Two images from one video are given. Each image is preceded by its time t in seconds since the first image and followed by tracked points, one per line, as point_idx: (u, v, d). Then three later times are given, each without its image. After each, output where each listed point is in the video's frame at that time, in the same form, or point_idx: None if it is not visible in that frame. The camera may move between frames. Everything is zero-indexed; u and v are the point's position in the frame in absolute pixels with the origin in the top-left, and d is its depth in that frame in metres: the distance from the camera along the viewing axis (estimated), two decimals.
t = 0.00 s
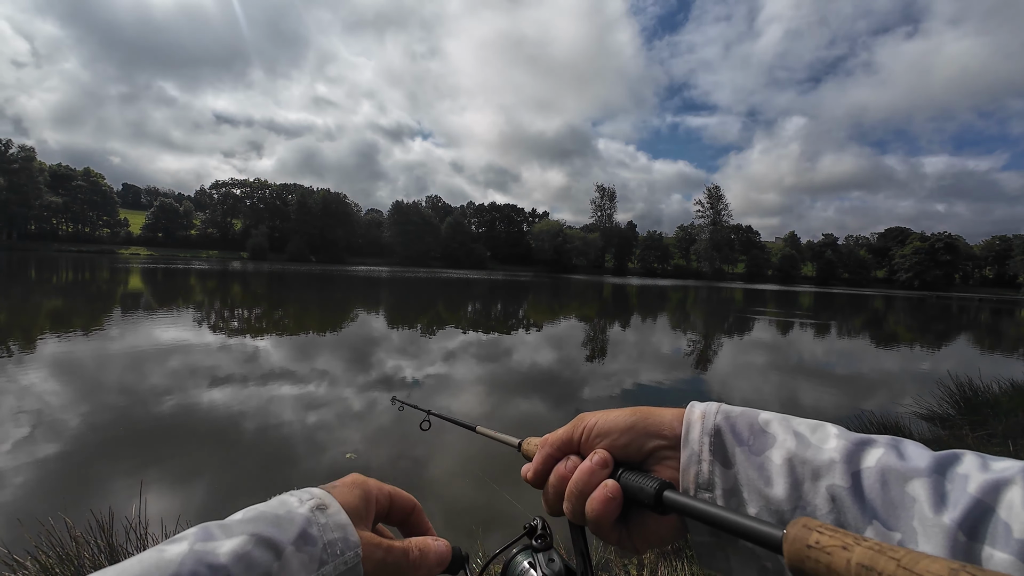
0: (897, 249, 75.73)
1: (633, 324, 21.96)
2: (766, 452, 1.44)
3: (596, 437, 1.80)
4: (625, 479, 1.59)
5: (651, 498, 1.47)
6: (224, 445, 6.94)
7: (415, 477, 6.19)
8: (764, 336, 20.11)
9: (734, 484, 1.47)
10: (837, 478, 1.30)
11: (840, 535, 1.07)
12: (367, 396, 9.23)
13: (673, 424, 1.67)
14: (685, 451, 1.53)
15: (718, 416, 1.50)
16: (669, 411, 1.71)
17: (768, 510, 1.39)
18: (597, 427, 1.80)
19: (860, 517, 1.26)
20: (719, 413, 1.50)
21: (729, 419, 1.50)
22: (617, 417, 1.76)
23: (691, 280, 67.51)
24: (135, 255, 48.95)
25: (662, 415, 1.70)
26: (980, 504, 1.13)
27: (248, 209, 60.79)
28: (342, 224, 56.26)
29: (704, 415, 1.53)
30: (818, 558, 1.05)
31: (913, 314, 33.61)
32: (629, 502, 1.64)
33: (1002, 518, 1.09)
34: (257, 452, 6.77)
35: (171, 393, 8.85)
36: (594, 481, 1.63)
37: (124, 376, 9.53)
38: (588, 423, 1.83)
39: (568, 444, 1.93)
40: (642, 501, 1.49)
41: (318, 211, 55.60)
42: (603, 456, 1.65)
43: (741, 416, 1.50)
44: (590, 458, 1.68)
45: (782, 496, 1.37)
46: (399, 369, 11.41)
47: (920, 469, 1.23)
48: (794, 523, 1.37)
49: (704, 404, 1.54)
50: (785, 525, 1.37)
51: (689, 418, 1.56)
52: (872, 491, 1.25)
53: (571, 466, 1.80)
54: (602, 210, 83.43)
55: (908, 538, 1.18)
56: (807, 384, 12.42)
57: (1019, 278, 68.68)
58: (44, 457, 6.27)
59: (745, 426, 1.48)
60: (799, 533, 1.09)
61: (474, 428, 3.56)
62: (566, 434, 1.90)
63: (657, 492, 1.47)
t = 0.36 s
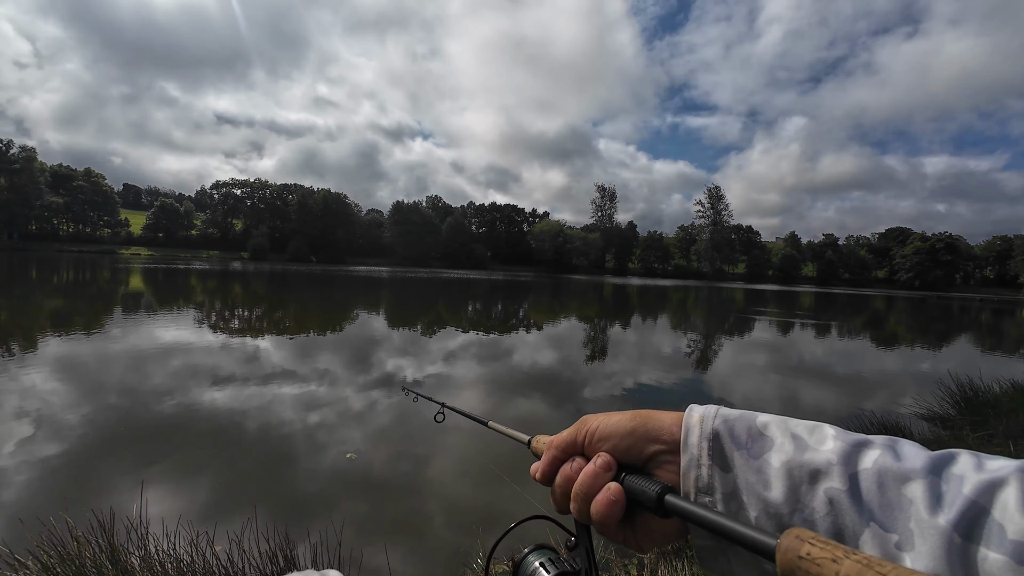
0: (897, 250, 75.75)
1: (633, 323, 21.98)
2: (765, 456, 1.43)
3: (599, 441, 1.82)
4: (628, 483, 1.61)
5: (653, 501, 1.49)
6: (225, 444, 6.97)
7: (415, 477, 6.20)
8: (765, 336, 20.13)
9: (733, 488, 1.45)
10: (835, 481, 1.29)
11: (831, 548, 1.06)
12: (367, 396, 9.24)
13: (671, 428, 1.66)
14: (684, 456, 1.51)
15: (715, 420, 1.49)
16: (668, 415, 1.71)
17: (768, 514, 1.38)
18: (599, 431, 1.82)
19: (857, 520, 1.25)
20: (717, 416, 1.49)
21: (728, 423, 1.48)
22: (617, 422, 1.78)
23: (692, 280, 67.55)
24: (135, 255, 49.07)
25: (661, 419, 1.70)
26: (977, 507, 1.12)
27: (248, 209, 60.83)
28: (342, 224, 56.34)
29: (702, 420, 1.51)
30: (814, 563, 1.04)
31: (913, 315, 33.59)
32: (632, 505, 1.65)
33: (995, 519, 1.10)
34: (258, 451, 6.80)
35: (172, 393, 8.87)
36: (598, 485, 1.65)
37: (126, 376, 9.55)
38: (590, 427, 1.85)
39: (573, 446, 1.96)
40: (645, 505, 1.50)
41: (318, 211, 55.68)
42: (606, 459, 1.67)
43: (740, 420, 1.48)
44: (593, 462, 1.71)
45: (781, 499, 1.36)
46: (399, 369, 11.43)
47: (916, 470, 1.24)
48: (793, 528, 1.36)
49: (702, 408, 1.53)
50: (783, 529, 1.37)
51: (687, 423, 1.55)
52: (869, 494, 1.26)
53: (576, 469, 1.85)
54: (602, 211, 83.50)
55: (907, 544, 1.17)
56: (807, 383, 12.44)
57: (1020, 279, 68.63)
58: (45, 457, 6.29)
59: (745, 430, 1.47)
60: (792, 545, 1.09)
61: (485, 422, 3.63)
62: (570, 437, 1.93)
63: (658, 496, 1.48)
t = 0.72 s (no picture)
0: (898, 250, 75.65)
1: (634, 324, 21.99)
2: (750, 466, 1.46)
3: (586, 451, 1.83)
4: (612, 494, 1.62)
5: (636, 514, 1.50)
6: (225, 444, 7.00)
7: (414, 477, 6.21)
8: (765, 336, 20.13)
9: (719, 498, 1.48)
10: (820, 491, 1.31)
11: (810, 557, 1.05)
12: (367, 396, 9.28)
13: (658, 438, 1.69)
14: (670, 467, 1.54)
15: (702, 431, 1.52)
16: (655, 426, 1.73)
17: (753, 525, 1.41)
18: (585, 442, 1.84)
19: (842, 531, 1.26)
20: (702, 427, 1.53)
21: (714, 433, 1.52)
22: (604, 432, 1.80)
23: (692, 280, 67.56)
24: (135, 255, 49.11)
25: (648, 429, 1.72)
26: (957, 516, 1.13)
27: (249, 209, 60.87)
28: (343, 224, 56.38)
29: (689, 430, 1.56)
30: (791, 569, 1.04)
31: (915, 315, 33.52)
32: (616, 517, 1.67)
33: (979, 530, 1.10)
34: (258, 451, 6.81)
35: (174, 392, 8.90)
36: (582, 496, 1.67)
37: (127, 376, 9.57)
38: (577, 437, 1.86)
39: (559, 458, 1.97)
40: (628, 516, 1.52)
41: (319, 211, 55.75)
42: (591, 470, 1.69)
43: (725, 430, 1.52)
44: (578, 473, 1.72)
45: (767, 511, 1.38)
46: (400, 368, 11.46)
47: (897, 481, 1.25)
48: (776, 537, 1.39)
49: (689, 419, 1.57)
50: (767, 539, 1.40)
51: (674, 433, 1.58)
52: (854, 505, 1.26)
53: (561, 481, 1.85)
54: (603, 211, 83.53)
55: (888, 552, 1.18)
56: (808, 384, 12.46)
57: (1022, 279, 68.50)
58: (48, 456, 6.30)
59: (730, 441, 1.50)
60: (770, 553, 1.08)
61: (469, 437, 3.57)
62: (557, 449, 1.93)
63: (642, 508, 1.49)
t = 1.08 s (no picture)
0: (898, 250, 75.67)
1: (634, 324, 21.99)
2: (767, 465, 1.44)
3: (601, 448, 1.79)
4: (630, 491, 1.61)
5: (656, 509, 1.48)
6: (227, 444, 7.02)
7: (418, 476, 6.24)
8: (765, 336, 20.17)
9: (735, 497, 1.45)
10: (838, 493, 1.30)
11: (841, 550, 1.08)
12: (369, 396, 9.29)
13: (675, 436, 1.65)
14: (686, 464, 1.51)
15: (718, 430, 1.49)
16: (671, 424, 1.70)
17: (770, 524, 1.39)
18: (600, 438, 1.78)
19: (860, 531, 1.26)
20: (719, 426, 1.50)
21: (730, 433, 1.49)
22: (619, 429, 1.75)
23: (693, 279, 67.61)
24: (136, 255, 49.23)
25: (664, 427, 1.68)
26: (977, 519, 1.14)
27: (249, 209, 60.94)
28: (343, 224, 56.44)
29: (705, 428, 1.53)
30: (823, 568, 1.05)
31: (915, 315, 33.59)
32: (633, 513, 1.64)
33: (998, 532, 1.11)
34: (260, 451, 6.83)
35: (175, 393, 8.92)
36: (598, 492, 1.64)
37: (129, 377, 9.58)
38: (592, 434, 1.81)
39: (574, 453, 1.91)
40: (648, 513, 1.50)
41: (319, 211, 55.80)
42: (607, 467, 1.66)
43: (741, 428, 1.49)
44: (594, 469, 1.69)
45: (784, 510, 1.36)
46: (401, 368, 11.48)
47: (916, 483, 1.25)
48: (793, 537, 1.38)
49: (704, 417, 1.54)
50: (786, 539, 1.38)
51: (690, 431, 1.55)
52: (871, 505, 1.27)
53: (574, 477, 1.80)
54: (603, 211, 83.51)
55: (906, 551, 1.19)
56: (808, 384, 12.50)
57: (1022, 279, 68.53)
58: (50, 456, 6.32)
59: (748, 440, 1.47)
60: (801, 548, 1.09)
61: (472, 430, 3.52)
62: (571, 445, 1.89)
63: (662, 504, 1.48)
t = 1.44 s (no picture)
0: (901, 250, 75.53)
1: (635, 324, 21.99)
2: (751, 474, 1.45)
3: (589, 465, 1.83)
4: (618, 505, 1.63)
5: (644, 523, 1.50)
6: (228, 444, 7.02)
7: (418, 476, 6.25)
8: (767, 337, 20.17)
9: (723, 507, 1.46)
10: (821, 499, 1.31)
11: (825, 555, 1.07)
12: (369, 396, 9.31)
13: (660, 447, 1.68)
14: (672, 477, 1.53)
15: (702, 439, 1.51)
16: (657, 435, 1.73)
17: (757, 533, 1.40)
18: (589, 455, 1.83)
19: (844, 537, 1.27)
20: (704, 435, 1.52)
21: (714, 442, 1.51)
22: (608, 443, 1.79)
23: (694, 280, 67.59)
24: (137, 255, 49.34)
25: (650, 439, 1.72)
26: (958, 519, 1.15)
27: (250, 209, 61.03)
28: (344, 225, 56.47)
29: (690, 439, 1.54)
30: (806, 569, 1.06)
31: (918, 316, 33.51)
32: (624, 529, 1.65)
33: (976, 534, 1.12)
34: (261, 451, 6.82)
35: (177, 393, 8.93)
36: (589, 511, 1.66)
37: (130, 377, 9.60)
38: (580, 451, 1.86)
39: (563, 472, 1.95)
40: (635, 528, 1.52)
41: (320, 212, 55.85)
42: (596, 483, 1.68)
43: (726, 437, 1.50)
44: (582, 485, 1.73)
45: (768, 518, 1.38)
46: (402, 369, 11.52)
47: (897, 485, 1.26)
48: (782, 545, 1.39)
49: (689, 427, 1.56)
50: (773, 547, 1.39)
51: (675, 443, 1.57)
52: (852, 509, 1.28)
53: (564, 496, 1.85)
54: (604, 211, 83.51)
55: (889, 555, 1.20)
56: (809, 384, 12.50)
57: None
58: (53, 456, 6.35)
59: (732, 449, 1.48)
60: (784, 556, 1.10)
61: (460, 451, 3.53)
62: (559, 463, 1.92)
63: (650, 518, 1.49)
